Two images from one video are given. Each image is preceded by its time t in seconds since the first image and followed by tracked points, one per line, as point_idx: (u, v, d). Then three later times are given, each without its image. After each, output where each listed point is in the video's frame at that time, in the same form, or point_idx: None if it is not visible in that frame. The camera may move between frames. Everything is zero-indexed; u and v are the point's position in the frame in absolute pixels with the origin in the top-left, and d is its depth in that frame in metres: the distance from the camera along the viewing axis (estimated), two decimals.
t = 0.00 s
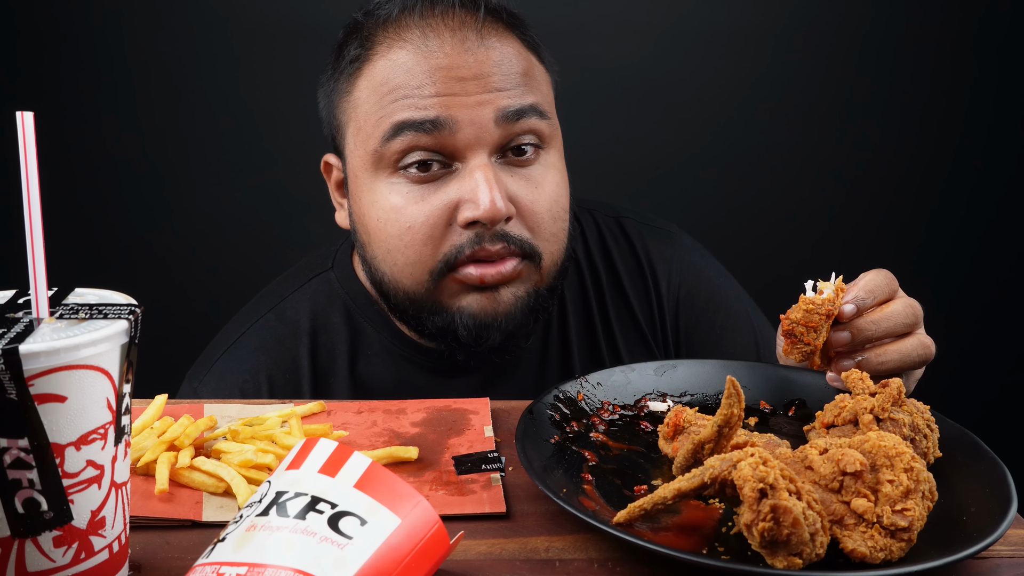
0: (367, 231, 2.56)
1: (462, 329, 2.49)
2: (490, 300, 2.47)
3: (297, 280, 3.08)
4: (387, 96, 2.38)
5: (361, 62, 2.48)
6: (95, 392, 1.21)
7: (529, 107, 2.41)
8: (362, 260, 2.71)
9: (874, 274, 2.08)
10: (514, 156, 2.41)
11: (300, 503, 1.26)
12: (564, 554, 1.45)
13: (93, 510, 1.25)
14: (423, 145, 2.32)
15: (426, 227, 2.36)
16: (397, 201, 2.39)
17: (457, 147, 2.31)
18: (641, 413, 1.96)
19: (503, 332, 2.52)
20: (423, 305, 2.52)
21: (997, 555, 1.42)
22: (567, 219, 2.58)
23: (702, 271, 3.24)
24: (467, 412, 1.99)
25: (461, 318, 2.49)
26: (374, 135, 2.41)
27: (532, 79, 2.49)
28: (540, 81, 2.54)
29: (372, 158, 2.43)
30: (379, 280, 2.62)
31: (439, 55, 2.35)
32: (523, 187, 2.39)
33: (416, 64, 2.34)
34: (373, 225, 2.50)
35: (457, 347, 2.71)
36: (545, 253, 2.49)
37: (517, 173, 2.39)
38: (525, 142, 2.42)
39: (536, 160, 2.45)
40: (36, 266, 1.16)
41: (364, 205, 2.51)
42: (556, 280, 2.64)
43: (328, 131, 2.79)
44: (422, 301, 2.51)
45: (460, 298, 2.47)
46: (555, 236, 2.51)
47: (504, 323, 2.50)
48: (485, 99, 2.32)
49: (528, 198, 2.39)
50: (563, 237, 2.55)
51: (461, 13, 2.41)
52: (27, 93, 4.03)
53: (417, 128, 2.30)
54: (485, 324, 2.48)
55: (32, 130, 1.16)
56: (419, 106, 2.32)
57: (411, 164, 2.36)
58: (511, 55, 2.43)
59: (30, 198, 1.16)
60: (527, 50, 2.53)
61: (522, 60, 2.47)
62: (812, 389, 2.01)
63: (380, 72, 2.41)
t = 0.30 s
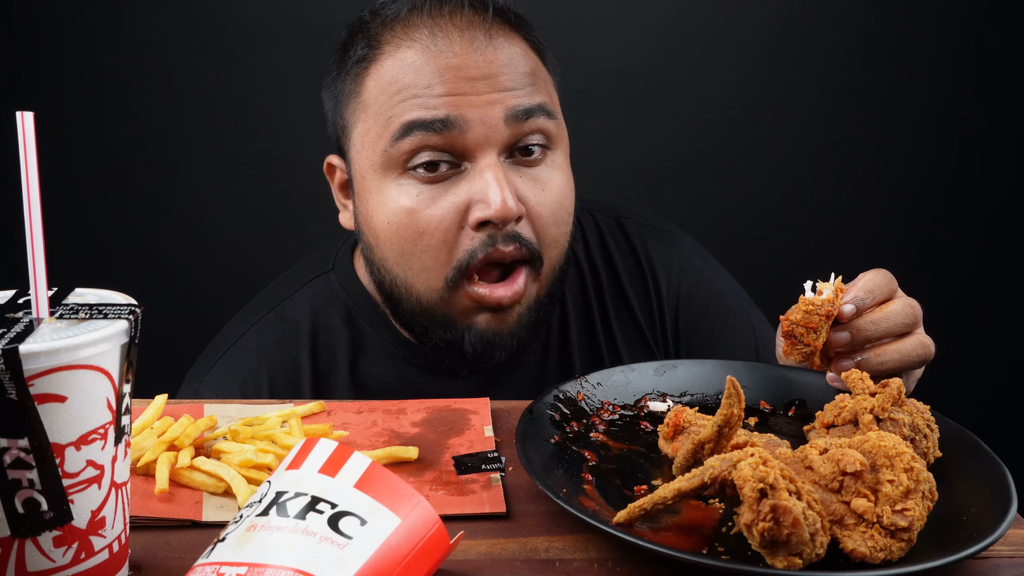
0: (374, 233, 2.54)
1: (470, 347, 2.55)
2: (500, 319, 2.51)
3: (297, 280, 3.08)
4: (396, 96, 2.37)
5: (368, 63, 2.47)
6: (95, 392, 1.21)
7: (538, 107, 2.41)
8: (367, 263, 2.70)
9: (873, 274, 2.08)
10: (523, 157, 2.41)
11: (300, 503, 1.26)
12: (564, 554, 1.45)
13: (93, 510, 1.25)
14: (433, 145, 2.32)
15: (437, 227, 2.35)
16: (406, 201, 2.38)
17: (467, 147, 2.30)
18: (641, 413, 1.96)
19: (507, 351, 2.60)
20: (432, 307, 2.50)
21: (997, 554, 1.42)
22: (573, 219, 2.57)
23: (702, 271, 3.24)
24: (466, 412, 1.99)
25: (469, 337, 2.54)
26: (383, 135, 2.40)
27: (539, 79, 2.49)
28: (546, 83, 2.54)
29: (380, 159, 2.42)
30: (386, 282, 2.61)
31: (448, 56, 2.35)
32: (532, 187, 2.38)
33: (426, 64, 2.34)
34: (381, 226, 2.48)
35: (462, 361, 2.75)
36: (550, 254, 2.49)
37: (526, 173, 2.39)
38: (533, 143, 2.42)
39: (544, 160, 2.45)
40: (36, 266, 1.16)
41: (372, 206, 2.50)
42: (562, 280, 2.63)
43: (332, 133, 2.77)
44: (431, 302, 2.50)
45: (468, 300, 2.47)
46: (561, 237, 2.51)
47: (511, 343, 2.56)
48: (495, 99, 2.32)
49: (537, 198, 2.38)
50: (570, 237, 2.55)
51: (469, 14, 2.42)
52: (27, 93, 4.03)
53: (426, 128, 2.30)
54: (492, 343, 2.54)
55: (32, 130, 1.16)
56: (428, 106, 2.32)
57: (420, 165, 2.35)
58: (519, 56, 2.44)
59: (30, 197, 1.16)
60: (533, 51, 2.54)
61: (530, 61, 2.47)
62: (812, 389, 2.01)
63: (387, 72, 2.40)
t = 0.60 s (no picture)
0: (376, 234, 2.54)
1: (479, 335, 2.52)
2: (508, 307, 2.48)
3: (296, 280, 3.08)
4: (398, 98, 2.37)
5: (370, 65, 2.46)
6: (95, 392, 1.21)
7: (540, 111, 2.40)
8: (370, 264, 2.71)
9: (872, 275, 2.08)
10: (525, 160, 2.41)
11: (300, 503, 1.26)
12: (564, 554, 1.45)
13: (93, 510, 1.25)
14: (435, 148, 2.32)
15: (440, 230, 2.35)
16: (409, 204, 2.38)
17: (470, 150, 2.31)
18: (641, 413, 1.96)
19: (519, 338, 2.57)
20: (434, 310, 2.52)
21: (997, 554, 1.42)
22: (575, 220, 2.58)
23: (702, 271, 3.24)
24: (466, 412, 1.99)
25: (478, 326, 2.51)
26: (385, 138, 2.40)
27: (541, 82, 2.48)
28: (549, 86, 2.54)
29: (383, 161, 2.42)
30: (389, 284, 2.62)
31: (451, 59, 2.34)
32: (534, 190, 2.39)
33: (428, 66, 2.34)
34: (384, 229, 2.48)
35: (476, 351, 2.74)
36: (553, 257, 2.49)
37: (528, 177, 2.39)
38: (535, 146, 2.42)
39: (546, 164, 2.45)
40: (36, 266, 1.16)
41: (374, 208, 2.50)
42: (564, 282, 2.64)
43: (334, 133, 2.77)
44: (434, 304, 2.51)
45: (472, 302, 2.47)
46: (564, 239, 2.51)
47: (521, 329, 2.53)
48: (498, 103, 2.32)
49: (538, 203, 2.38)
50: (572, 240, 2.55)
51: (472, 17, 2.41)
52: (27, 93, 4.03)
53: (429, 131, 2.30)
54: (502, 330, 2.51)
55: (32, 130, 1.16)
56: (431, 110, 2.31)
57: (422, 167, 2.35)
58: (522, 60, 2.43)
59: (30, 198, 1.16)
60: (535, 53, 2.53)
61: (532, 64, 2.47)
62: (812, 390, 2.01)
63: (390, 75, 2.40)
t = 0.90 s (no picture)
0: (376, 236, 2.54)
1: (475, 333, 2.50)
2: (502, 305, 2.46)
3: (295, 280, 3.08)
4: (399, 101, 2.36)
5: (371, 67, 2.46)
6: (95, 392, 1.21)
7: (541, 113, 2.41)
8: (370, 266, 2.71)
9: (873, 275, 2.06)
10: (525, 162, 2.41)
11: (300, 503, 1.26)
12: (564, 554, 1.45)
13: (93, 510, 1.25)
14: (435, 150, 2.32)
15: (440, 233, 2.35)
16: (409, 207, 2.38)
17: (471, 153, 2.30)
18: (641, 413, 1.96)
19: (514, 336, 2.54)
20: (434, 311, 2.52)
21: (997, 554, 1.42)
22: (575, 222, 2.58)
23: (701, 269, 3.24)
24: (466, 412, 1.99)
25: (473, 323, 2.49)
26: (387, 141, 2.40)
27: (542, 84, 2.48)
28: (549, 88, 2.54)
29: (384, 164, 2.41)
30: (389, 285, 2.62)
31: (453, 61, 2.34)
32: (535, 192, 2.39)
33: (429, 69, 2.34)
34: (385, 232, 2.48)
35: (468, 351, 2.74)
36: (554, 258, 2.49)
37: (529, 179, 2.39)
38: (536, 149, 2.42)
39: (547, 166, 2.45)
40: (36, 266, 1.16)
41: (375, 210, 2.50)
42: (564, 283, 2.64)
43: (335, 135, 2.76)
44: (434, 306, 2.51)
45: (471, 303, 2.47)
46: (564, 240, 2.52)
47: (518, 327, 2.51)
48: (499, 105, 2.32)
49: (540, 204, 2.39)
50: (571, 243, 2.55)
51: (473, 19, 2.41)
52: (26, 92, 4.02)
53: (430, 134, 2.30)
54: (497, 327, 2.48)
55: (32, 130, 1.16)
56: (432, 113, 2.31)
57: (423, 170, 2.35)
58: (523, 61, 2.43)
59: (30, 197, 1.16)
60: (536, 56, 2.54)
61: (533, 65, 2.47)
62: (811, 390, 2.02)
63: (391, 77, 2.40)
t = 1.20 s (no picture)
0: (393, 246, 2.51)
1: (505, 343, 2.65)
2: (529, 313, 2.58)
3: (295, 280, 3.08)
4: (406, 107, 2.32)
5: (368, 76, 2.42)
6: (95, 392, 1.21)
7: (544, 104, 2.42)
8: (385, 276, 2.67)
9: (873, 276, 2.06)
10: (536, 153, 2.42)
11: (300, 503, 1.26)
12: (564, 554, 1.45)
13: (93, 510, 1.25)
14: (450, 154, 2.29)
15: (465, 234, 2.35)
16: (429, 213, 2.36)
17: (486, 152, 2.29)
18: (641, 413, 1.96)
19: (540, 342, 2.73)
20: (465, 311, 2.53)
21: (997, 554, 1.42)
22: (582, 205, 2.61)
23: (702, 266, 3.23)
24: (466, 412, 1.99)
25: (504, 333, 2.62)
26: (398, 149, 2.34)
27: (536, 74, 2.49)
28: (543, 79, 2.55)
29: (396, 173, 2.37)
30: (410, 293, 2.60)
31: (454, 60, 2.33)
32: (552, 182, 2.40)
33: (432, 71, 2.32)
34: (405, 241, 2.44)
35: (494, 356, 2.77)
36: (571, 244, 2.53)
37: (542, 168, 2.40)
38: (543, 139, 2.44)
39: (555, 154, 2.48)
40: (36, 266, 1.16)
41: (390, 222, 2.45)
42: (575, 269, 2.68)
43: (331, 149, 2.69)
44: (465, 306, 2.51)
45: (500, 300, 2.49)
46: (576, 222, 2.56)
47: (543, 334, 2.68)
48: (506, 100, 2.32)
49: (557, 191, 2.40)
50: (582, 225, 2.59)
51: (465, 16, 2.42)
52: (25, 93, 4.03)
53: (444, 138, 2.27)
54: (526, 337, 2.64)
55: (32, 130, 1.16)
56: (443, 116, 2.29)
57: (439, 175, 2.32)
58: (518, 53, 2.45)
59: (30, 197, 1.16)
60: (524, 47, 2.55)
61: (527, 56, 2.49)
62: (811, 390, 2.03)
63: (391, 84, 2.36)
